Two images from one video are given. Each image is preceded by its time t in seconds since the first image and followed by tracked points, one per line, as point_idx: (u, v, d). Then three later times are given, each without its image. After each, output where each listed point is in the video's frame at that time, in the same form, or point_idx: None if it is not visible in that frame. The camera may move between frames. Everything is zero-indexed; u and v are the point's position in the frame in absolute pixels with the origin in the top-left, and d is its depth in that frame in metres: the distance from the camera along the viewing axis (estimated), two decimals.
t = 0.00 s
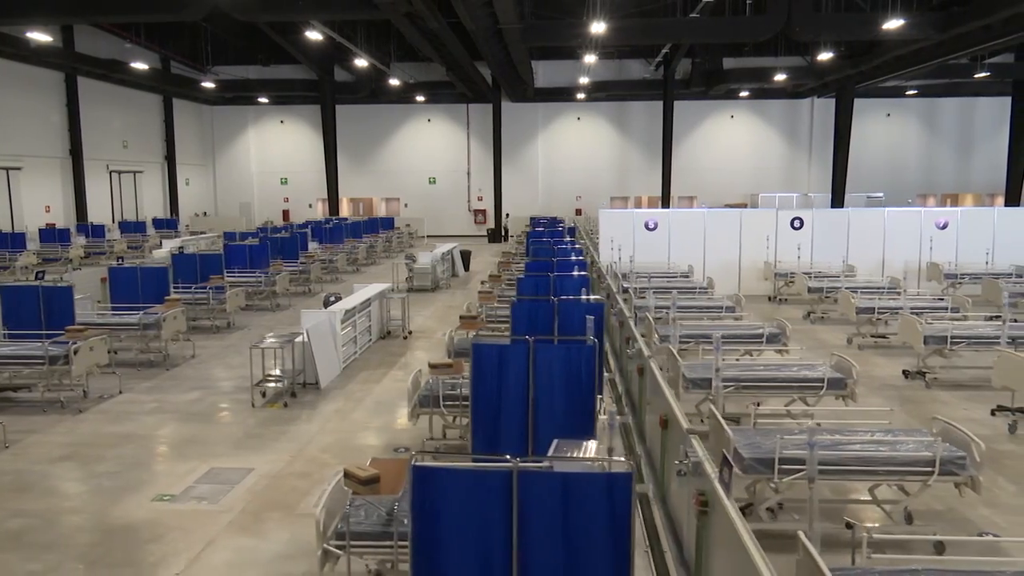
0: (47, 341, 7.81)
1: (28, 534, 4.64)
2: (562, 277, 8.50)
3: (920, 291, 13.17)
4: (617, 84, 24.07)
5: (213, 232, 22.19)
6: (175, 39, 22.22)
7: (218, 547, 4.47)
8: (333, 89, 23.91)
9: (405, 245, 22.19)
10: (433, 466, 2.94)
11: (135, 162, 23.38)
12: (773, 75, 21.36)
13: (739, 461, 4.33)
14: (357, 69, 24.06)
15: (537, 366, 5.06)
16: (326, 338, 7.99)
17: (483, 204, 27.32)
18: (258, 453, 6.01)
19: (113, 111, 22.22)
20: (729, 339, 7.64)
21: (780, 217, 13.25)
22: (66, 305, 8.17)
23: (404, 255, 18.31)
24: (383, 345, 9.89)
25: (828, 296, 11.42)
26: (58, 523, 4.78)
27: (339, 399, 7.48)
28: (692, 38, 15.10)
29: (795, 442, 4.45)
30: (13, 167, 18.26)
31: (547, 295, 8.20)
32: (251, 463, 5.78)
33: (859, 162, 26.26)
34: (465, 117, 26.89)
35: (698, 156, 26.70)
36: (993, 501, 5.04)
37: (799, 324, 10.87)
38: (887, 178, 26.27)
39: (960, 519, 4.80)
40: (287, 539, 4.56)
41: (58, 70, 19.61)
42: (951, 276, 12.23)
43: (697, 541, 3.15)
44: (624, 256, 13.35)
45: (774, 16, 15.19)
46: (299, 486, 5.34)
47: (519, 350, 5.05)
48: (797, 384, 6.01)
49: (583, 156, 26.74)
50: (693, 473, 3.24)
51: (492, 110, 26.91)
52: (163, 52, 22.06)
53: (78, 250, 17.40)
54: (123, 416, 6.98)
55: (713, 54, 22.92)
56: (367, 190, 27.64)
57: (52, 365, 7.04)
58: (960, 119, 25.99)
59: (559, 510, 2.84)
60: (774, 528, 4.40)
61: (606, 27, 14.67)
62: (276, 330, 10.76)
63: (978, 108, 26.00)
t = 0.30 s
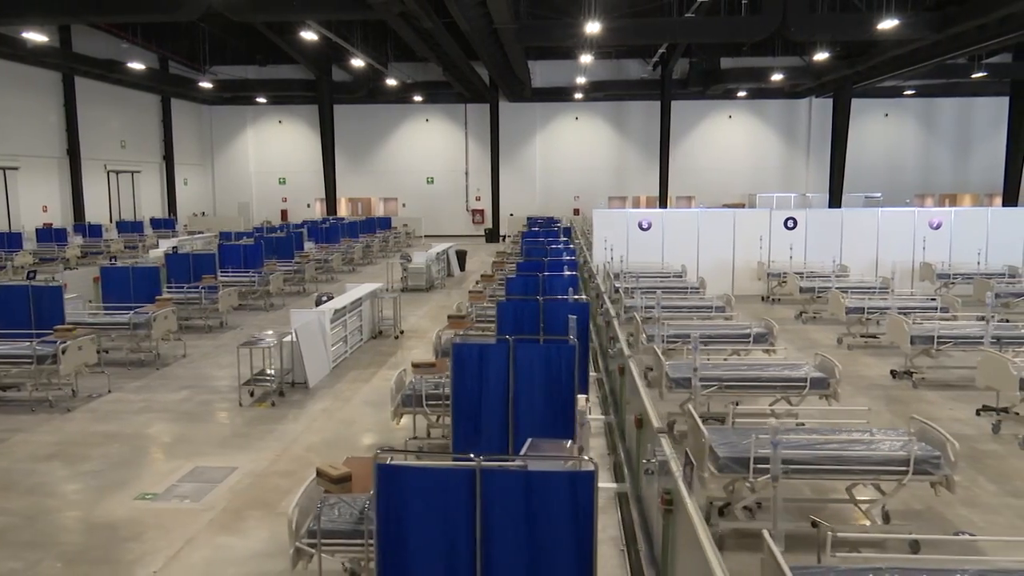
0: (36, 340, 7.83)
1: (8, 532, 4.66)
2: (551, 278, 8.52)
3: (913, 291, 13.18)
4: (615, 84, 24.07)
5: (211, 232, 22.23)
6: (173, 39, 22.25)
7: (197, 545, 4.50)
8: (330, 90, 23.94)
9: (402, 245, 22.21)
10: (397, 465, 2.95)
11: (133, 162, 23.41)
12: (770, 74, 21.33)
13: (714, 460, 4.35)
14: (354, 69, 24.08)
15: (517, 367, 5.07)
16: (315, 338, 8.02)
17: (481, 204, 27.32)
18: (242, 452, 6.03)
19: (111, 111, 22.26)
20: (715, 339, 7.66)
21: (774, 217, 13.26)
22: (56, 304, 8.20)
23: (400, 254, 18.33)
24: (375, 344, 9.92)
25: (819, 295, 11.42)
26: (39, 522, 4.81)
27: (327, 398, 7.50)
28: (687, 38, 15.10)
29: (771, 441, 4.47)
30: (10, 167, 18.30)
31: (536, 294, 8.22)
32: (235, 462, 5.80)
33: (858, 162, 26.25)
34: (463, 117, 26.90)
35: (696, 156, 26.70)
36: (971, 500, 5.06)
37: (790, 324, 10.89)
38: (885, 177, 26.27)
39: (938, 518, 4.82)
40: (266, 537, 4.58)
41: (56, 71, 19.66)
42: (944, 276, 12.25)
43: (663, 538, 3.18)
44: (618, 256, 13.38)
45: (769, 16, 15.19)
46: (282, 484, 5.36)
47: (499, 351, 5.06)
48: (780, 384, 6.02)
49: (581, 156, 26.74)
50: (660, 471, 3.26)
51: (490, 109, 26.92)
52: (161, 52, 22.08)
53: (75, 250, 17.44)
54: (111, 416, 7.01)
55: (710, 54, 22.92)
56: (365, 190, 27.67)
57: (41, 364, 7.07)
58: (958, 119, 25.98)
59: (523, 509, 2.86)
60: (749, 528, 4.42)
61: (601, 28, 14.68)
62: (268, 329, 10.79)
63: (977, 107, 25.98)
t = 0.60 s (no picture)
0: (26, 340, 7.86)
1: None
2: (541, 277, 8.54)
3: (907, 292, 13.19)
4: (612, 84, 24.06)
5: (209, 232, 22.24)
6: (171, 39, 22.28)
7: (176, 543, 4.52)
8: (328, 90, 23.99)
9: (399, 245, 22.23)
10: (363, 462, 2.97)
11: (130, 162, 23.43)
12: (767, 75, 21.32)
13: (691, 459, 4.37)
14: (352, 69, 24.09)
15: (498, 365, 5.10)
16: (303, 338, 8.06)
17: (479, 204, 27.32)
18: (227, 451, 6.06)
19: (109, 111, 22.27)
20: (702, 338, 7.68)
21: (767, 218, 13.27)
22: (46, 303, 8.22)
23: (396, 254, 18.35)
24: (366, 344, 9.94)
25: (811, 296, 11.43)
26: (20, 520, 4.84)
27: (315, 398, 7.53)
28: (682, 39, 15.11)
29: (748, 441, 4.49)
30: (8, 166, 18.33)
31: (525, 294, 8.25)
32: (219, 461, 5.83)
33: (856, 163, 26.26)
34: (461, 117, 26.92)
35: (694, 156, 26.70)
36: (950, 500, 5.07)
37: (781, 324, 10.90)
38: (883, 178, 26.26)
39: (916, 518, 4.83)
40: (245, 535, 4.61)
41: (54, 71, 19.70)
42: (936, 277, 12.25)
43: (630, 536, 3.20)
44: (612, 256, 13.41)
45: (765, 17, 15.20)
46: (263, 483, 5.40)
47: (479, 350, 5.09)
48: (763, 384, 6.03)
49: (579, 157, 26.75)
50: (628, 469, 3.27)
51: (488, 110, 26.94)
52: (158, 52, 22.10)
53: (71, 249, 17.47)
54: (99, 415, 7.04)
55: (707, 54, 22.90)
56: (363, 190, 27.71)
57: (29, 363, 7.09)
58: (957, 120, 25.96)
59: (487, 506, 2.88)
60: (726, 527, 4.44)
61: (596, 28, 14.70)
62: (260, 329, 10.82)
63: (975, 108, 25.96)
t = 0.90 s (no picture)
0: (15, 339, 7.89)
1: None
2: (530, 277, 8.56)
3: (900, 292, 13.21)
4: (610, 85, 24.05)
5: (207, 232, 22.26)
6: (168, 39, 22.32)
7: (156, 541, 4.55)
8: (326, 90, 24.02)
9: (396, 245, 22.26)
10: (330, 461, 2.99)
11: (128, 161, 23.46)
12: (764, 75, 21.31)
13: (667, 459, 4.39)
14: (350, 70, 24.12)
15: (479, 365, 5.12)
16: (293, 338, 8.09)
17: (477, 204, 27.35)
18: (212, 450, 6.09)
19: (106, 111, 22.29)
20: (689, 339, 7.70)
21: (761, 218, 13.28)
22: (36, 303, 8.26)
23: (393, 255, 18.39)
24: (357, 343, 9.97)
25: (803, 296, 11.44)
26: (2, 517, 4.86)
27: (302, 397, 7.56)
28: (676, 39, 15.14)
29: (725, 441, 4.51)
30: (5, 167, 18.38)
31: (515, 294, 8.27)
32: (203, 460, 5.86)
33: (854, 163, 26.27)
34: (459, 117, 26.96)
35: (692, 156, 26.72)
36: (929, 500, 5.09)
37: (772, 325, 10.92)
38: (881, 178, 26.27)
39: (896, 517, 4.85)
40: (224, 533, 4.63)
41: (52, 71, 19.75)
42: (929, 277, 12.27)
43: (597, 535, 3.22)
44: (606, 256, 13.43)
45: (760, 17, 15.22)
46: (246, 481, 5.42)
47: (460, 350, 5.11)
48: (746, 383, 6.04)
49: (577, 157, 26.77)
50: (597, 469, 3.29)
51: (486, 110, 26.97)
52: (156, 53, 22.11)
53: (68, 249, 17.49)
54: (87, 413, 7.07)
55: (705, 55, 22.90)
56: (362, 190, 27.76)
57: (17, 363, 7.13)
58: (955, 121, 25.96)
59: (451, 504, 2.90)
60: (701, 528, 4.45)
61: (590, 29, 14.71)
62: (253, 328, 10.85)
63: (973, 108, 25.95)
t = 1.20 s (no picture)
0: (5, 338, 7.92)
1: None
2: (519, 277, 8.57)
3: (893, 292, 13.22)
4: (607, 85, 24.05)
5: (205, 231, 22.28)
6: (166, 39, 22.34)
7: (134, 540, 4.57)
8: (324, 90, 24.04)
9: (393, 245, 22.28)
10: (296, 458, 2.99)
11: (126, 161, 23.49)
12: (761, 75, 21.28)
13: (644, 457, 4.41)
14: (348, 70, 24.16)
15: (460, 365, 5.14)
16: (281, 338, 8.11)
17: (475, 204, 27.38)
18: (197, 449, 6.11)
19: (104, 111, 22.33)
20: (677, 338, 7.71)
21: (754, 218, 13.29)
22: (26, 301, 8.30)
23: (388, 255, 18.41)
24: (348, 343, 9.98)
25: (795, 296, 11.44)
26: None
27: (291, 396, 7.57)
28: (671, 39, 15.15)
29: (702, 440, 4.52)
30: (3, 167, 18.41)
31: (504, 293, 8.28)
32: (187, 459, 5.87)
33: (852, 163, 26.27)
34: (457, 117, 26.98)
35: (690, 156, 26.73)
36: (909, 500, 5.10)
37: (764, 325, 10.94)
38: (879, 178, 26.26)
39: (874, 516, 4.86)
40: (204, 532, 4.65)
41: (49, 71, 19.80)
42: (922, 278, 12.28)
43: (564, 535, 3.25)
44: (599, 256, 13.44)
45: (755, 18, 15.26)
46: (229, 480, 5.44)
47: (441, 349, 5.11)
48: (729, 382, 6.06)
49: (574, 157, 26.78)
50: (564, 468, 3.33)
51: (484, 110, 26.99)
52: (154, 53, 22.15)
53: (65, 249, 17.52)
54: (75, 413, 7.09)
55: (703, 54, 22.89)
56: (360, 190, 27.79)
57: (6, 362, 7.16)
58: (952, 121, 25.94)
59: (416, 501, 2.92)
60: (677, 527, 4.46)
61: (585, 29, 14.72)
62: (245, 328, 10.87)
63: (970, 109, 25.94)
